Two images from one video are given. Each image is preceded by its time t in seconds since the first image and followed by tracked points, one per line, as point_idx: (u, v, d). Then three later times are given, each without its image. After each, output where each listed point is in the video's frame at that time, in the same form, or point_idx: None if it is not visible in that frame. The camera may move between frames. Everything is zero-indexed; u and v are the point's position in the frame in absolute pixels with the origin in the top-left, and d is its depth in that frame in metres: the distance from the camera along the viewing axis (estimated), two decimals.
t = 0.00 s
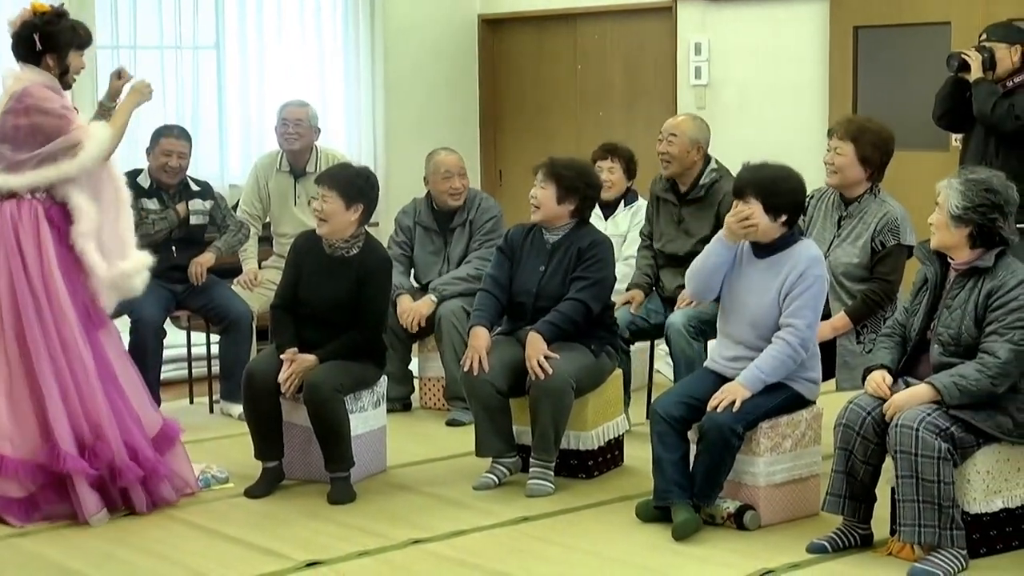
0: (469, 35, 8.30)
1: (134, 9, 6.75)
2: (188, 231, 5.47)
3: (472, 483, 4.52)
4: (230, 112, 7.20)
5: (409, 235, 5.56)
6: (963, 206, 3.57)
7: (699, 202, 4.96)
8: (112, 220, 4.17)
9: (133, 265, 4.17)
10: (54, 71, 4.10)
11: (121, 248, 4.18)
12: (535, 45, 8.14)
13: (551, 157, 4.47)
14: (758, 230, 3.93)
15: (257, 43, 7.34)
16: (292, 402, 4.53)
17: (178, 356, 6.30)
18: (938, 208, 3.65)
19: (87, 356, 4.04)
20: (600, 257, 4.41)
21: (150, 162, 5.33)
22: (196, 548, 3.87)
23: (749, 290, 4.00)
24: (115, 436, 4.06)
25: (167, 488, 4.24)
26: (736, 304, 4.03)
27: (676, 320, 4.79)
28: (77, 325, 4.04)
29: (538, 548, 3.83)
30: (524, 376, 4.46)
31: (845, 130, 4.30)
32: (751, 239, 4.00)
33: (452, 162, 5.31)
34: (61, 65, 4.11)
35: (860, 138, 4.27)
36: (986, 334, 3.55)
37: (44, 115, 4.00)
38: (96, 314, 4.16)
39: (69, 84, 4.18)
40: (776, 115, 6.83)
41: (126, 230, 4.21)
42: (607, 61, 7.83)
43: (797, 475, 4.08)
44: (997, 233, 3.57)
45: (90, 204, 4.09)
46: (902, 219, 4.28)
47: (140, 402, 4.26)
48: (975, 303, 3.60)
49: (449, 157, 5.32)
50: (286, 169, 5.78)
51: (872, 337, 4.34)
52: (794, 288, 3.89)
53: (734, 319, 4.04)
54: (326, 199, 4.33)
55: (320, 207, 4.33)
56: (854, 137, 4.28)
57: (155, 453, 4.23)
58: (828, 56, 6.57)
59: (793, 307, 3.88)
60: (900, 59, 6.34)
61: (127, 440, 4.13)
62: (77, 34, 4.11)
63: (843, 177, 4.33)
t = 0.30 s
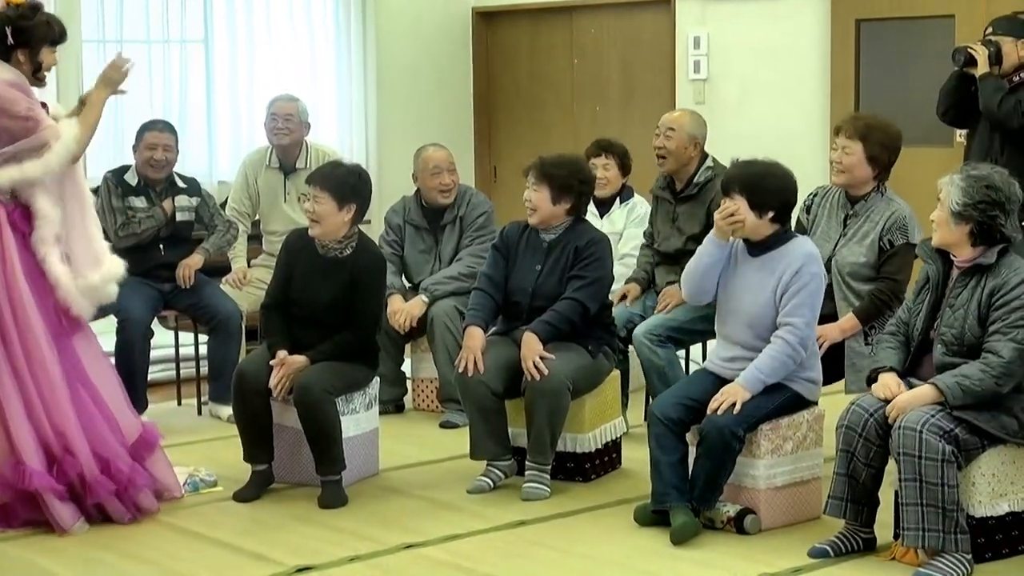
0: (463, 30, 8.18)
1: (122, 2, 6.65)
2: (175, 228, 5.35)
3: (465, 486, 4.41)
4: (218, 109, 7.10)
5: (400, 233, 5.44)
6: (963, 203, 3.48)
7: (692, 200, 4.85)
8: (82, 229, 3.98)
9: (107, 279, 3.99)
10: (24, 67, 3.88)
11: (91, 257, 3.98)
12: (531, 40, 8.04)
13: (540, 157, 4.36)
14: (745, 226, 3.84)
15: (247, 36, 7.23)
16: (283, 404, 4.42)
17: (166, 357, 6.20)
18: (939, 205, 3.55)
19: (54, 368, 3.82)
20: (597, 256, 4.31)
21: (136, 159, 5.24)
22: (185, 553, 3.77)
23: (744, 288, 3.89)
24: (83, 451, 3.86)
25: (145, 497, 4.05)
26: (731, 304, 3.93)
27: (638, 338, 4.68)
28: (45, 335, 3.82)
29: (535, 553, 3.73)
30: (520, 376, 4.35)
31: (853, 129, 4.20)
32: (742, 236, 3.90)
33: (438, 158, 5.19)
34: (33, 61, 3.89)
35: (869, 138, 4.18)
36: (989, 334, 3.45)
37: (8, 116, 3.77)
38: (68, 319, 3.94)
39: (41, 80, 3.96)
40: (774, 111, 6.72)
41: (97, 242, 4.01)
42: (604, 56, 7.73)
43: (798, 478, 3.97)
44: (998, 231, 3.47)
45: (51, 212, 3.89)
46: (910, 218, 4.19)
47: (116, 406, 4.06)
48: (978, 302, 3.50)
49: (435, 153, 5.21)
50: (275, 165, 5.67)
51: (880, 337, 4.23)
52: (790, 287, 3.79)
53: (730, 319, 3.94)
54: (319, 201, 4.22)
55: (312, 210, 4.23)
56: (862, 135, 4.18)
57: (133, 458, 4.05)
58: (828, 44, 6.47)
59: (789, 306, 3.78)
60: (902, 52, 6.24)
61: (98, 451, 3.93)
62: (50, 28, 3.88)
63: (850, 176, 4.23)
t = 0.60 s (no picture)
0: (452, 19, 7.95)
1: None
2: (163, 228, 5.23)
3: (456, 489, 4.29)
4: (202, 106, 6.96)
5: (391, 229, 5.34)
6: (964, 197, 3.36)
7: (692, 193, 4.72)
8: (51, 227, 3.75)
9: (74, 278, 3.75)
10: None
11: (59, 258, 3.75)
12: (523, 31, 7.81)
13: (535, 149, 4.24)
14: (733, 222, 3.72)
15: (232, 27, 7.08)
16: (270, 406, 4.28)
17: (149, 356, 6.08)
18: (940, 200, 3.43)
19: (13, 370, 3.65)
20: (591, 252, 4.18)
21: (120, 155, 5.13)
22: (166, 558, 3.64)
23: (736, 286, 3.77)
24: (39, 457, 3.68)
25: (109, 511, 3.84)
26: (724, 302, 3.80)
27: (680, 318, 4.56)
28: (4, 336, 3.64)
29: (528, 558, 3.60)
30: (511, 376, 4.23)
31: (863, 122, 4.10)
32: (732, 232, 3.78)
33: (425, 151, 5.09)
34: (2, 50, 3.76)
35: (880, 129, 4.07)
36: (993, 332, 3.32)
37: None
38: (37, 323, 3.77)
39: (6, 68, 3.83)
40: (772, 105, 6.54)
41: (70, 242, 3.79)
42: (597, 48, 7.52)
43: (798, 480, 3.84)
44: (1001, 224, 3.35)
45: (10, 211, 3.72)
46: (920, 213, 4.08)
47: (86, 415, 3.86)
48: (981, 299, 3.37)
49: (423, 146, 5.11)
50: (260, 159, 5.55)
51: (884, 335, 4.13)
52: (782, 283, 3.67)
53: (723, 317, 3.81)
54: (304, 196, 4.09)
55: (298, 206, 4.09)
56: (872, 128, 4.08)
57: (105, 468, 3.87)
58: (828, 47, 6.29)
59: (782, 302, 3.65)
60: (905, 44, 6.05)
61: (57, 461, 3.73)
62: (19, 16, 3.75)
63: (860, 171, 4.10)
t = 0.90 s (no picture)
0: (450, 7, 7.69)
1: None
2: (158, 228, 5.12)
3: (454, 493, 4.16)
4: (194, 97, 6.84)
5: (390, 225, 5.23)
6: (978, 192, 3.24)
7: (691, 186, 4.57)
8: (14, 227, 3.56)
9: (19, 286, 3.53)
10: None
11: (19, 261, 3.56)
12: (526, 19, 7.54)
13: (533, 143, 4.11)
14: (735, 219, 3.59)
15: (223, 19, 6.96)
16: (264, 408, 4.15)
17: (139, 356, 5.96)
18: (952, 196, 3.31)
19: None
20: (591, 249, 4.06)
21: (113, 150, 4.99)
22: (154, 562, 3.52)
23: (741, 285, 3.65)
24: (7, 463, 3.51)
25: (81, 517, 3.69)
26: (729, 301, 3.68)
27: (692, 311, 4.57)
28: None
29: (528, 563, 3.48)
30: (511, 377, 4.10)
31: (882, 113, 3.98)
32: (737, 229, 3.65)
33: (427, 147, 4.98)
34: None
35: (900, 120, 3.96)
36: (1007, 332, 3.19)
37: None
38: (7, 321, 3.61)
39: None
40: (778, 99, 6.41)
41: (32, 246, 3.58)
42: (601, 39, 7.24)
43: (806, 483, 3.71)
44: (1015, 221, 3.23)
45: None
46: (935, 210, 3.96)
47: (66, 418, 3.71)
48: (994, 298, 3.24)
49: (421, 141, 4.99)
50: (253, 153, 5.43)
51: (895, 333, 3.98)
52: (790, 282, 3.54)
53: (728, 317, 3.69)
54: (294, 188, 3.98)
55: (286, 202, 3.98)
56: (892, 118, 3.96)
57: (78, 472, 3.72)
58: (836, 40, 6.17)
59: (791, 301, 3.53)
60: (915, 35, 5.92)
61: (28, 464, 3.58)
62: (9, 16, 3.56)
63: (877, 162, 3.98)
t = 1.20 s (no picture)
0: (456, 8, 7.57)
1: None
2: (161, 232, 5.00)
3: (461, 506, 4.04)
4: (194, 99, 6.75)
5: (398, 230, 5.12)
6: (1008, 202, 3.11)
7: (714, 190, 4.45)
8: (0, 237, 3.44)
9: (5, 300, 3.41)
10: None
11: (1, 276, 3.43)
12: (534, 22, 7.44)
13: (542, 146, 4.01)
14: (747, 226, 3.46)
15: (224, 20, 6.86)
16: (263, 417, 4.04)
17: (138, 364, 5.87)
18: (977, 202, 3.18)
19: None
20: (603, 252, 3.95)
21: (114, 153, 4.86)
22: None
23: (751, 296, 3.52)
24: None
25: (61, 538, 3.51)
26: (741, 312, 3.55)
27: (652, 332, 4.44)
28: None
29: None
30: (518, 385, 3.99)
31: (897, 124, 3.85)
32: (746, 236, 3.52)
33: (439, 149, 4.88)
34: None
35: (916, 129, 3.83)
36: None
37: None
38: None
39: None
40: (794, 102, 6.30)
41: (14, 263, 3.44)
42: (613, 40, 7.08)
43: (823, 496, 3.59)
44: None
45: None
46: (960, 214, 3.84)
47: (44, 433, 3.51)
48: (1017, 305, 3.11)
49: (432, 144, 4.88)
50: (255, 157, 5.33)
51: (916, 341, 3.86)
52: (811, 292, 3.42)
53: (742, 328, 3.56)
54: (292, 185, 3.90)
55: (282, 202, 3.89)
56: (908, 127, 3.83)
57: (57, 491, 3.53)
58: (853, 42, 6.05)
59: (816, 312, 3.41)
60: (935, 36, 5.80)
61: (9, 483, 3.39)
62: None
63: (897, 173, 3.87)
